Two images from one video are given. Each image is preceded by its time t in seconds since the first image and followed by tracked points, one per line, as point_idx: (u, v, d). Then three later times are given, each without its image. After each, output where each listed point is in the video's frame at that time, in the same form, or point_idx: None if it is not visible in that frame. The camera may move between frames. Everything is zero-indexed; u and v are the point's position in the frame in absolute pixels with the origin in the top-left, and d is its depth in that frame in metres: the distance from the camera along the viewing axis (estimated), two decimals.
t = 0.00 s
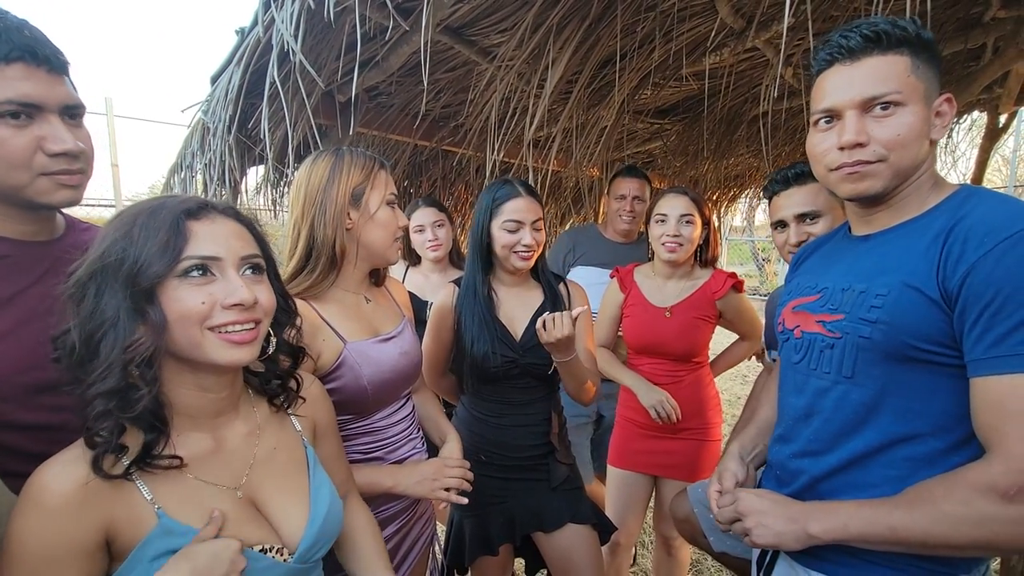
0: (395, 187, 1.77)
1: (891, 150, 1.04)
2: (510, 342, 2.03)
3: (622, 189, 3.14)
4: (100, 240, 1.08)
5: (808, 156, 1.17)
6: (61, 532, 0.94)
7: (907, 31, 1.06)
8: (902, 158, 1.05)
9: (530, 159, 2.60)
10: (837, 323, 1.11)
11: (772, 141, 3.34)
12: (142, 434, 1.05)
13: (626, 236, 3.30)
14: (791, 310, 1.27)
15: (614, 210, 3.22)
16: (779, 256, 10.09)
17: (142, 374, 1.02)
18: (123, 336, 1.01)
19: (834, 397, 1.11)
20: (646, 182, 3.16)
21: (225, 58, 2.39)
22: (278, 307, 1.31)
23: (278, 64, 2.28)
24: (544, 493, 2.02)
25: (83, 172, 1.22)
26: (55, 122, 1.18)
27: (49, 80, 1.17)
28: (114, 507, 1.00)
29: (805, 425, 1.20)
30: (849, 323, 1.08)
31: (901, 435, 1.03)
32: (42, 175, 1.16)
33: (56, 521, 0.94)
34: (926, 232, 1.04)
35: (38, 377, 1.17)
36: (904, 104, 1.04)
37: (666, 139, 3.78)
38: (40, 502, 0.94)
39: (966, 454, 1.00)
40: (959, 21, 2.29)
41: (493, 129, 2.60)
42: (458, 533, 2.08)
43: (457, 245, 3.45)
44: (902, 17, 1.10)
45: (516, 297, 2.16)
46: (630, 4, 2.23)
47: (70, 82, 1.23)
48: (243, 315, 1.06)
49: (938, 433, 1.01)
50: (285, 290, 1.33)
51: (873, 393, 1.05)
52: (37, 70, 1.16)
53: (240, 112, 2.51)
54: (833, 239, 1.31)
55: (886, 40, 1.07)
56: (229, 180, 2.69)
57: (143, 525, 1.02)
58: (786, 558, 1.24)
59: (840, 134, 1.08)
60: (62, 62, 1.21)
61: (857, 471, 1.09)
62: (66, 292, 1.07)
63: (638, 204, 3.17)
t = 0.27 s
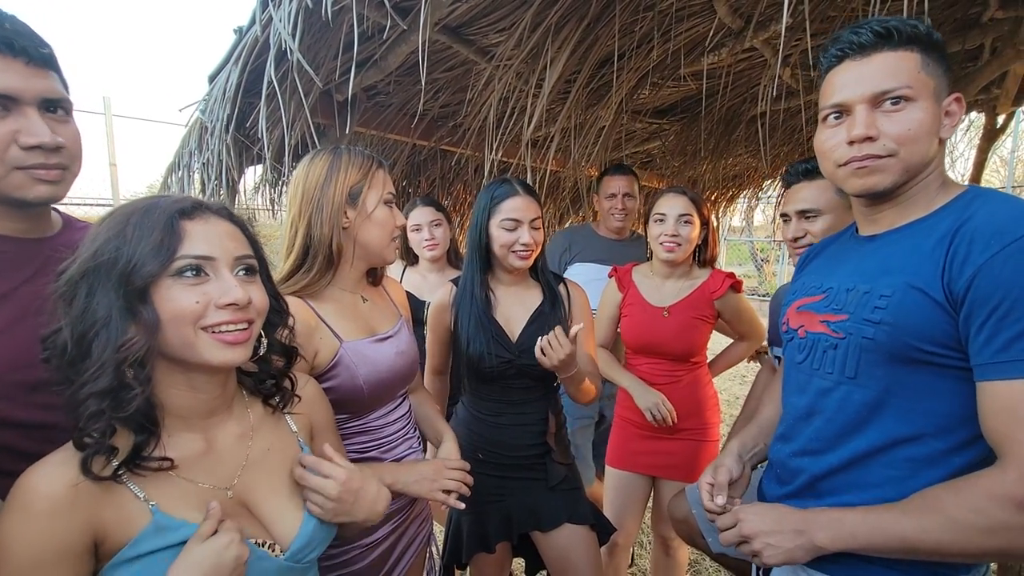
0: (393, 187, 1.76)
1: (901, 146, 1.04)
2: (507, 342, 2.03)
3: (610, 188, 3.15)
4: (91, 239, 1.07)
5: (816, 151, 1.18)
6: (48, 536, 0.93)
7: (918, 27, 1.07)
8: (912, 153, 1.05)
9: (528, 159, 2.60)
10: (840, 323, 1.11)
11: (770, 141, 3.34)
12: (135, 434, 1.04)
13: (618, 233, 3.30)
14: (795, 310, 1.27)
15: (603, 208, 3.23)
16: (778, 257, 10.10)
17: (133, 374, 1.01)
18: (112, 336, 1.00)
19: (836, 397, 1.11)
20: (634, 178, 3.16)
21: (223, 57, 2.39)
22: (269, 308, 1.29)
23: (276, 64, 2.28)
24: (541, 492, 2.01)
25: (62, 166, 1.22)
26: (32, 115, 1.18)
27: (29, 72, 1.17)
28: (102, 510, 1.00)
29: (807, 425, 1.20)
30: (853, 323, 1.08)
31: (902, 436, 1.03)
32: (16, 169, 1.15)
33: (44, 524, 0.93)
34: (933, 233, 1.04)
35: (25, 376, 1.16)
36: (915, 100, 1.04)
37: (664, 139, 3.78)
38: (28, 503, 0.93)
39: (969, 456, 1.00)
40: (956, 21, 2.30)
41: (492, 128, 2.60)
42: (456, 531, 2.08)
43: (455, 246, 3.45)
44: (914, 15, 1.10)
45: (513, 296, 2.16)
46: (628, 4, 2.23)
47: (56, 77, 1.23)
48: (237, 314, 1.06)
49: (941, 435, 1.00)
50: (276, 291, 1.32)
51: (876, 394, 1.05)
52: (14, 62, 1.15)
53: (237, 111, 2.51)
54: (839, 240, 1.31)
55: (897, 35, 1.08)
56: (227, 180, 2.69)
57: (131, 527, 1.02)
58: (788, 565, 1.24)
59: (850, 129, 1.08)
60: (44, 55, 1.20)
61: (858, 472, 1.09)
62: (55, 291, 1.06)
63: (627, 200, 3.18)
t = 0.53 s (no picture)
0: (393, 186, 1.76)
1: (919, 143, 1.03)
2: (504, 342, 2.03)
3: (617, 183, 3.15)
4: (78, 239, 1.06)
5: (831, 149, 1.17)
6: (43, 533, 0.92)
7: (938, 24, 1.06)
8: (930, 151, 1.03)
9: (526, 158, 2.59)
10: (851, 322, 1.11)
11: (768, 141, 3.34)
12: (127, 434, 1.04)
13: (621, 229, 3.31)
14: (805, 308, 1.27)
15: (609, 203, 3.22)
16: (777, 256, 10.13)
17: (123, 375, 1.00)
18: (102, 335, 0.99)
19: (844, 396, 1.11)
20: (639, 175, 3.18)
21: (220, 55, 2.39)
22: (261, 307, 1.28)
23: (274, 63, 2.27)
24: (540, 492, 2.01)
25: (46, 163, 1.21)
26: (15, 110, 1.17)
27: (13, 67, 1.16)
28: (94, 510, 0.99)
29: (813, 423, 1.20)
30: (864, 322, 1.08)
31: (909, 437, 1.03)
32: None
33: (37, 523, 0.92)
34: (948, 233, 1.03)
35: (11, 376, 1.16)
36: (934, 97, 1.03)
37: (663, 138, 3.78)
38: (17, 504, 0.92)
39: (975, 457, 0.99)
40: (956, 21, 2.29)
41: (491, 128, 2.60)
42: (454, 529, 2.08)
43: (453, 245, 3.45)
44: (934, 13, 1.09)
45: (513, 296, 2.15)
46: (626, 3, 2.23)
47: (44, 73, 1.23)
48: (229, 315, 1.06)
49: (949, 436, 1.00)
50: (269, 290, 1.31)
51: (884, 394, 1.05)
52: None
53: (235, 110, 2.50)
54: (852, 238, 1.31)
55: (917, 33, 1.07)
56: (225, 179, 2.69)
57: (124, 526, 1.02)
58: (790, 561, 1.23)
59: (867, 126, 1.07)
60: (29, 50, 1.20)
61: (863, 470, 1.09)
62: (42, 290, 1.05)
63: (632, 196, 3.18)
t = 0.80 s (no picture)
0: (393, 185, 1.76)
1: (948, 141, 1.01)
2: (507, 340, 2.03)
3: (623, 182, 3.15)
4: (72, 235, 1.05)
5: (855, 146, 1.15)
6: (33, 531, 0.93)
7: (971, 19, 1.03)
8: (960, 148, 1.01)
9: (524, 157, 2.59)
10: (872, 319, 1.09)
11: (765, 141, 3.34)
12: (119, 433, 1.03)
13: (624, 229, 3.29)
14: (820, 303, 1.25)
15: (614, 201, 3.21)
16: (775, 256, 10.15)
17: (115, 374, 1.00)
18: (94, 334, 0.99)
19: (860, 394, 1.10)
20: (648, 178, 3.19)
21: (217, 54, 2.38)
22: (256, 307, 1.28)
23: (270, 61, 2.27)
24: (538, 490, 2.01)
25: (35, 159, 1.21)
26: (3, 105, 1.16)
27: (3, 62, 1.16)
28: (83, 510, 0.99)
29: (824, 421, 1.18)
30: (886, 320, 1.06)
31: (926, 438, 1.02)
32: None
33: (26, 521, 0.93)
34: (979, 233, 1.01)
35: (1, 374, 1.16)
36: (964, 95, 1.01)
37: (662, 138, 3.78)
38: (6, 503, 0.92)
39: (990, 461, 0.99)
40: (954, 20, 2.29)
41: (488, 127, 2.60)
42: (452, 528, 2.08)
43: (451, 244, 3.45)
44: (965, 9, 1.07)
45: (512, 295, 2.15)
46: (624, 2, 2.23)
47: (35, 69, 1.23)
48: (224, 317, 1.06)
49: (965, 438, 1.00)
50: (264, 290, 1.30)
51: (905, 393, 1.03)
52: None
53: (232, 109, 2.50)
54: (870, 235, 1.28)
55: (949, 28, 1.04)
56: (222, 178, 2.69)
57: (113, 526, 1.02)
58: (792, 558, 1.23)
59: (894, 123, 1.05)
60: (18, 45, 1.19)
61: (876, 470, 1.08)
62: (35, 286, 1.05)
63: (639, 197, 3.18)
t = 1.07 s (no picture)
0: (392, 187, 1.76)
1: (952, 134, 1.01)
2: (507, 339, 2.04)
3: (618, 185, 3.16)
4: (63, 238, 1.05)
5: (860, 138, 1.15)
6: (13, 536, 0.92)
7: (983, 16, 1.04)
8: (963, 143, 1.01)
9: (522, 158, 2.59)
10: (870, 322, 1.10)
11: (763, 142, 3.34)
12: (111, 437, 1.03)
13: (620, 231, 3.29)
14: (819, 305, 1.25)
15: (609, 205, 3.23)
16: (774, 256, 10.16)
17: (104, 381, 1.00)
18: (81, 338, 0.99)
19: (858, 396, 1.10)
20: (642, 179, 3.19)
21: (216, 55, 2.39)
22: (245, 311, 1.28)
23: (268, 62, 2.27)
24: (537, 490, 2.02)
25: (31, 161, 1.21)
26: None
27: None
28: (66, 515, 0.98)
29: (823, 423, 1.19)
30: (884, 323, 1.07)
31: (925, 441, 1.02)
32: None
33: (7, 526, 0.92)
34: (977, 236, 1.01)
35: None
36: (970, 90, 1.02)
37: (661, 138, 3.79)
38: None
39: (990, 464, 1.00)
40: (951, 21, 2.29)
41: (485, 128, 2.59)
42: (450, 529, 2.08)
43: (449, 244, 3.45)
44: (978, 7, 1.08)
45: (513, 296, 2.15)
46: (622, 3, 2.23)
47: (32, 70, 1.24)
48: (213, 328, 1.06)
49: (964, 442, 1.00)
50: (253, 294, 1.30)
51: (903, 396, 1.04)
52: None
53: (230, 110, 2.50)
54: (869, 237, 1.29)
55: (960, 22, 1.05)
56: (221, 179, 2.69)
57: (94, 529, 0.99)
58: (790, 556, 1.23)
59: (900, 113, 1.06)
60: (15, 45, 1.20)
61: (875, 472, 1.08)
62: (23, 288, 1.04)
63: (632, 200, 3.18)
